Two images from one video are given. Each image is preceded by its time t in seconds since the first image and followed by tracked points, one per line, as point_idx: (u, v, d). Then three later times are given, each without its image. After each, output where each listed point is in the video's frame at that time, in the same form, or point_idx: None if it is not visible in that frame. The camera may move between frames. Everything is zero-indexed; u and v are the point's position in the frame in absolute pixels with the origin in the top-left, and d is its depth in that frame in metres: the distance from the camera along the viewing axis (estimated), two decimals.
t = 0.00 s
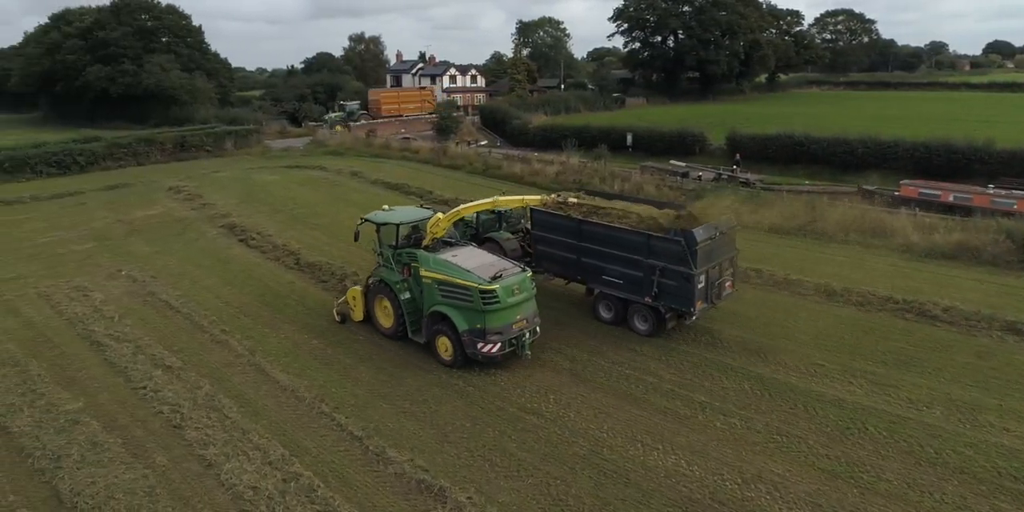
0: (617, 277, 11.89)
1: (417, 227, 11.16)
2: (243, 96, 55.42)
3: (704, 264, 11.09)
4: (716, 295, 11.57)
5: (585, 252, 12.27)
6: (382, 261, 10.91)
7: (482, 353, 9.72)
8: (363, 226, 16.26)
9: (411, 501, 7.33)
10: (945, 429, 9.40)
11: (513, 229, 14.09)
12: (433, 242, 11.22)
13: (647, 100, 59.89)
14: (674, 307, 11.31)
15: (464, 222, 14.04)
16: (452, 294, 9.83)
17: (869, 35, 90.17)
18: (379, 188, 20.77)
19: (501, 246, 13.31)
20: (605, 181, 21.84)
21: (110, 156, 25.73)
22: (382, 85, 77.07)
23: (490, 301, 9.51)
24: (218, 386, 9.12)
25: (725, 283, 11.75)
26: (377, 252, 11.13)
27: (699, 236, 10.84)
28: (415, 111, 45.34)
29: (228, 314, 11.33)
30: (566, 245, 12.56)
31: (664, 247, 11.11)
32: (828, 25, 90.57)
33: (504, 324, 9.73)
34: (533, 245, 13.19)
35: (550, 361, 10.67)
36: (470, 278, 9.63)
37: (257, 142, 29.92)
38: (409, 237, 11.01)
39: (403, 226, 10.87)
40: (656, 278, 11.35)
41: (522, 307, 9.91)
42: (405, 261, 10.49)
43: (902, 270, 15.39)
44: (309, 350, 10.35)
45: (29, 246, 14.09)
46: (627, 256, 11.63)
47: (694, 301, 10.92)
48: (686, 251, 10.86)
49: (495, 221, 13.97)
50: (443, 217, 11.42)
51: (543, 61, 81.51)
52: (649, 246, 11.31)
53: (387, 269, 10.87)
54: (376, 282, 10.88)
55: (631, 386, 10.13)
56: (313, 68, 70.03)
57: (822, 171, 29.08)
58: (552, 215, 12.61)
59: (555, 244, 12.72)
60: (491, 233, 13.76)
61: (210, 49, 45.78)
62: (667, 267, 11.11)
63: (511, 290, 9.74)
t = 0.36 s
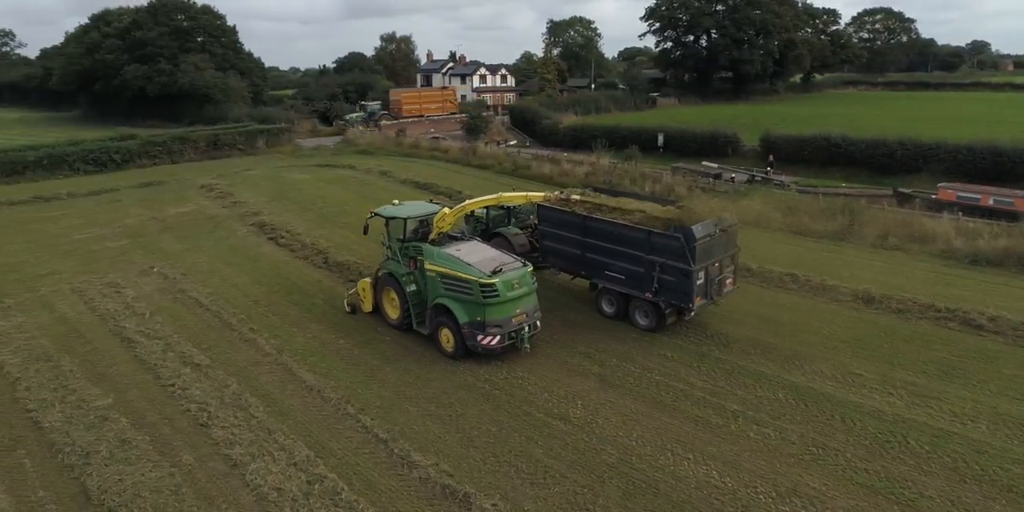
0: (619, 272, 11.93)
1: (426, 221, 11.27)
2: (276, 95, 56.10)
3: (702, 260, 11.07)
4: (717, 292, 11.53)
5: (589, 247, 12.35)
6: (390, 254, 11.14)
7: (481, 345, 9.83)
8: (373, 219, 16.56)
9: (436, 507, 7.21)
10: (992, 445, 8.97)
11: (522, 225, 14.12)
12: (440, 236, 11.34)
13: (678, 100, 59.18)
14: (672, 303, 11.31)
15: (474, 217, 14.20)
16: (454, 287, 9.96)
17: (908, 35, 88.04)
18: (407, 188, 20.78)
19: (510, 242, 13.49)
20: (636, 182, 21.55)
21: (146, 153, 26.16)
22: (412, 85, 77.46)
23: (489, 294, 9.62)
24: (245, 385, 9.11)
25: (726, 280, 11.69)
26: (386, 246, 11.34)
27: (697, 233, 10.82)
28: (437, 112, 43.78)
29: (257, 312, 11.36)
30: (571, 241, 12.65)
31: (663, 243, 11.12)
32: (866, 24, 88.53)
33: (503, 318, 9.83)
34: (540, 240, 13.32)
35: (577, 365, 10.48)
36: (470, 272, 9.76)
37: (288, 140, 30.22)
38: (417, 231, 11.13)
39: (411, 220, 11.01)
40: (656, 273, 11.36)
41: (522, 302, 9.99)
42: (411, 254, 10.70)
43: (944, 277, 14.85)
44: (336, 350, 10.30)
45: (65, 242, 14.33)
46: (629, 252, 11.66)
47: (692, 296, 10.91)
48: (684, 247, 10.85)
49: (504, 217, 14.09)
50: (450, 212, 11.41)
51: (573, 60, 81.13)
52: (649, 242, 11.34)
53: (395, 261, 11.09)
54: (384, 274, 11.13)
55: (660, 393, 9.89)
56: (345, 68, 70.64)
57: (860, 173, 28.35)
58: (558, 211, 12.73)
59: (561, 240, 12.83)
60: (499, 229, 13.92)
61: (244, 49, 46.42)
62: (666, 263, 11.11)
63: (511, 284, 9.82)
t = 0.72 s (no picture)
0: (622, 268, 11.94)
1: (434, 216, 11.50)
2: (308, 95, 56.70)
3: (703, 255, 11.03)
4: (719, 287, 11.49)
5: (593, 243, 12.36)
6: (400, 247, 11.39)
7: (482, 337, 10.03)
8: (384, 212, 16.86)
9: None
10: None
11: (532, 221, 14.24)
12: (448, 231, 11.50)
13: (710, 100, 58.38)
14: (674, 298, 11.30)
15: (487, 212, 14.51)
16: (458, 278, 10.17)
17: (948, 34, 85.72)
18: (435, 187, 20.75)
19: (518, 237, 13.63)
20: (666, 184, 21.19)
21: (180, 152, 26.57)
22: (442, 84, 77.72)
23: (491, 287, 9.80)
24: (271, 384, 9.11)
25: (727, 276, 11.62)
26: (397, 239, 11.59)
27: (697, 229, 10.78)
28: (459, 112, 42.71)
29: (284, 311, 11.38)
30: (575, 236, 12.67)
31: (664, 239, 11.10)
32: (904, 23, 86.31)
33: (505, 310, 10.00)
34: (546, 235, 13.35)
35: (605, 369, 10.29)
36: (473, 265, 9.94)
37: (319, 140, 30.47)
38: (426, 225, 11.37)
39: (419, 214, 11.33)
40: (657, 269, 11.35)
41: (523, 295, 10.15)
42: (419, 247, 10.93)
43: (988, 284, 14.28)
44: (362, 350, 10.26)
45: (100, 238, 14.57)
46: (631, 248, 11.66)
47: (692, 292, 10.90)
48: (684, 243, 10.83)
49: (514, 213, 14.24)
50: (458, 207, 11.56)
51: (603, 59, 80.62)
52: (650, 238, 11.33)
53: (404, 254, 11.34)
54: (393, 266, 11.39)
55: (690, 400, 9.65)
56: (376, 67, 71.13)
57: (898, 175, 27.55)
58: (562, 207, 12.74)
59: (566, 235, 12.85)
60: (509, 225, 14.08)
61: (277, 48, 46.96)
62: (667, 259, 11.10)
63: (513, 278, 9.99)
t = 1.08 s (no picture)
0: (624, 262, 12.05)
1: (443, 210, 11.75)
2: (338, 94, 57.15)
3: (702, 251, 11.10)
4: (718, 283, 11.54)
5: (597, 237, 12.48)
6: (408, 239, 11.62)
7: (485, 327, 10.21)
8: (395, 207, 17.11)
9: None
10: None
11: (541, 217, 14.45)
12: (456, 224, 11.74)
13: (740, 100, 57.52)
14: (673, 292, 11.37)
15: (496, 207, 14.75)
16: (462, 270, 10.35)
17: (988, 33, 83.39)
18: (461, 186, 20.69)
19: (526, 231, 13.84)
20: (696, 185, 20.83)
21: (210, 150, 26.92)
22: (470, 84, 77.83)
23: (494, 279, 9.98)
24: (294, 383, 9.08)
25: (726, 273, 11.69)
26: (406, 232, 11.84)
27: (697, 225, 10.85)
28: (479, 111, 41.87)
29: (309, 310, 11.38)
30: (580, 231, 12.80)
31: (665, 235, 11.20)
32: (942, 22, 84.18)
33: (507, 301, 10.18)
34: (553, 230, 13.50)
35: (631, 373, 10.06)
36: (477, 257, 10.13)
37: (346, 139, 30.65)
38: (435, 219, 11.64)
39: (429, 208, 11.54)
40: (658, 263, 11.43)
41: (526, 286, 10.31)
42: (427, 240, 11.14)
43: None
44: (385, 351, 10.19)
45: (131, 235, 14.77)
46: (633, 243, 11.77)
47: (691, 287, 10.96)
48: (683, 239, 10.90)
49: (522, 208, 14.44)
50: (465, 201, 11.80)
51: (632, 59, 79.98)
52: (652, 233, 11.43)
53: (412, 246, 11.58)
54: (402, 258, 11.64)
55: (720, 407, 9.38)
56: (404, 67, 71.46)
57: (936, 178, 26.75)
58: (568, 202, 12.90)
59: (572, 230, 12.99)
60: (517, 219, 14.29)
61: (307, 48, 47.41)
62: (667, 253, 11.17)
63: (516, 270, 10.15)
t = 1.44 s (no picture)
0: (625, 256, 12.13)
1: (452, 204, 12.02)
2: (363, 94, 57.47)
3: (700, 246, 11.11)
4: (716, 277, 11.56)
5: (599, 232, 12.57)
6: (418, 232, 11.84)
7: (487, 318, 10.32)
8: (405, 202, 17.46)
9: None
10: None
11: (547, 212, 14.76)
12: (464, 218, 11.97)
13: (768, 100, 56.67)
14: (672, 286, 11.43)
15: (505, 203, 15.20)
16: (466, 262, 10.50)
17: None
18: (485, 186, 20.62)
19: (531, 226, 14.17)
20: (723, 186, 20.50)
21: (237, 148, 27.18)
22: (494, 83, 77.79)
23: (496, 271, 10.09)
24: (315, 383, 9.04)
25: (725, 267, 11.71)
26: (416, 226, 12.07)
27: (693, 220, 10.85)
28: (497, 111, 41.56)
29: (332, 309, 11.37)
30: (582, 225, 12.90)
31: (662, 229, 11.22)
32: (977, 20, 82.06)
33: (509, 293, 10.27)
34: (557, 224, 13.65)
35: (655, 378, 9.83)
36: (480, 249, 10.26)
37: (371, 138, 30.77)
38: (444, 213, 11.92)
39: (437, 201, 11.81)
40: (657, 258, 11.47)
41: (528, 279, 10.39)
42: (436, 233, 11.36)
43: None
44: (407, 351, 10.10)
45: (158, 232, 14.92)
46: (632, 237, 11.81)
47: (688, 281, 11.01)
48: (680, 233, 10.92)
49: (529, 203, 14.79)
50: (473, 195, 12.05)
51: (658, 58, 79.31)
52: (650, 227, 11.47)
53: (422, 239, 11.80)
54: (411, 251, 11.88)
55: (747, 415, 9.10)
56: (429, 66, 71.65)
57: (972, 181, 26.02)
58: (571, 197, 13.01)
59: (575, 224, 13.10)
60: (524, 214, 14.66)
61: (333, 48, 47.72)
62: (665, 248, 11.21)
63: (519, 263, 10.25)
